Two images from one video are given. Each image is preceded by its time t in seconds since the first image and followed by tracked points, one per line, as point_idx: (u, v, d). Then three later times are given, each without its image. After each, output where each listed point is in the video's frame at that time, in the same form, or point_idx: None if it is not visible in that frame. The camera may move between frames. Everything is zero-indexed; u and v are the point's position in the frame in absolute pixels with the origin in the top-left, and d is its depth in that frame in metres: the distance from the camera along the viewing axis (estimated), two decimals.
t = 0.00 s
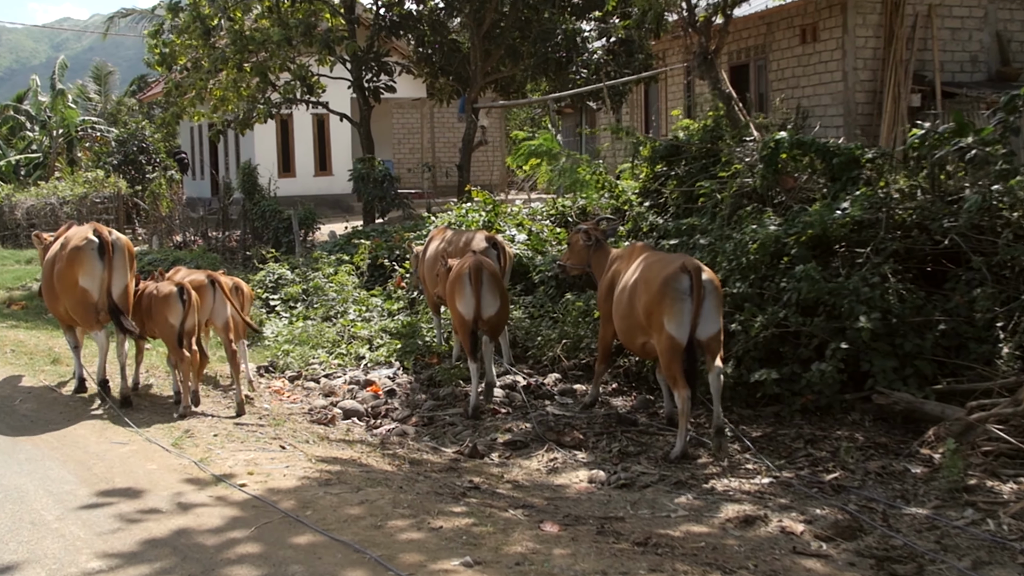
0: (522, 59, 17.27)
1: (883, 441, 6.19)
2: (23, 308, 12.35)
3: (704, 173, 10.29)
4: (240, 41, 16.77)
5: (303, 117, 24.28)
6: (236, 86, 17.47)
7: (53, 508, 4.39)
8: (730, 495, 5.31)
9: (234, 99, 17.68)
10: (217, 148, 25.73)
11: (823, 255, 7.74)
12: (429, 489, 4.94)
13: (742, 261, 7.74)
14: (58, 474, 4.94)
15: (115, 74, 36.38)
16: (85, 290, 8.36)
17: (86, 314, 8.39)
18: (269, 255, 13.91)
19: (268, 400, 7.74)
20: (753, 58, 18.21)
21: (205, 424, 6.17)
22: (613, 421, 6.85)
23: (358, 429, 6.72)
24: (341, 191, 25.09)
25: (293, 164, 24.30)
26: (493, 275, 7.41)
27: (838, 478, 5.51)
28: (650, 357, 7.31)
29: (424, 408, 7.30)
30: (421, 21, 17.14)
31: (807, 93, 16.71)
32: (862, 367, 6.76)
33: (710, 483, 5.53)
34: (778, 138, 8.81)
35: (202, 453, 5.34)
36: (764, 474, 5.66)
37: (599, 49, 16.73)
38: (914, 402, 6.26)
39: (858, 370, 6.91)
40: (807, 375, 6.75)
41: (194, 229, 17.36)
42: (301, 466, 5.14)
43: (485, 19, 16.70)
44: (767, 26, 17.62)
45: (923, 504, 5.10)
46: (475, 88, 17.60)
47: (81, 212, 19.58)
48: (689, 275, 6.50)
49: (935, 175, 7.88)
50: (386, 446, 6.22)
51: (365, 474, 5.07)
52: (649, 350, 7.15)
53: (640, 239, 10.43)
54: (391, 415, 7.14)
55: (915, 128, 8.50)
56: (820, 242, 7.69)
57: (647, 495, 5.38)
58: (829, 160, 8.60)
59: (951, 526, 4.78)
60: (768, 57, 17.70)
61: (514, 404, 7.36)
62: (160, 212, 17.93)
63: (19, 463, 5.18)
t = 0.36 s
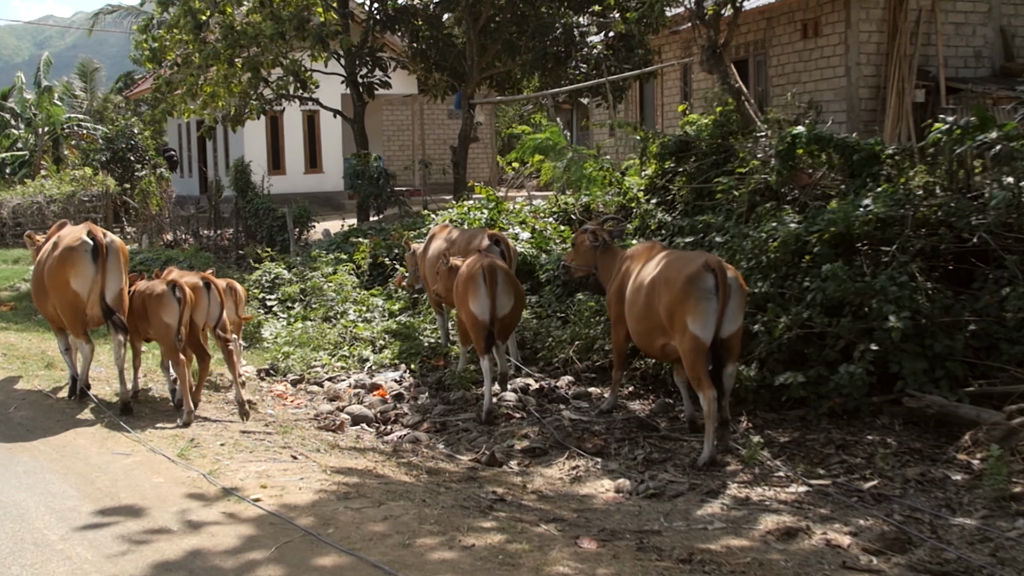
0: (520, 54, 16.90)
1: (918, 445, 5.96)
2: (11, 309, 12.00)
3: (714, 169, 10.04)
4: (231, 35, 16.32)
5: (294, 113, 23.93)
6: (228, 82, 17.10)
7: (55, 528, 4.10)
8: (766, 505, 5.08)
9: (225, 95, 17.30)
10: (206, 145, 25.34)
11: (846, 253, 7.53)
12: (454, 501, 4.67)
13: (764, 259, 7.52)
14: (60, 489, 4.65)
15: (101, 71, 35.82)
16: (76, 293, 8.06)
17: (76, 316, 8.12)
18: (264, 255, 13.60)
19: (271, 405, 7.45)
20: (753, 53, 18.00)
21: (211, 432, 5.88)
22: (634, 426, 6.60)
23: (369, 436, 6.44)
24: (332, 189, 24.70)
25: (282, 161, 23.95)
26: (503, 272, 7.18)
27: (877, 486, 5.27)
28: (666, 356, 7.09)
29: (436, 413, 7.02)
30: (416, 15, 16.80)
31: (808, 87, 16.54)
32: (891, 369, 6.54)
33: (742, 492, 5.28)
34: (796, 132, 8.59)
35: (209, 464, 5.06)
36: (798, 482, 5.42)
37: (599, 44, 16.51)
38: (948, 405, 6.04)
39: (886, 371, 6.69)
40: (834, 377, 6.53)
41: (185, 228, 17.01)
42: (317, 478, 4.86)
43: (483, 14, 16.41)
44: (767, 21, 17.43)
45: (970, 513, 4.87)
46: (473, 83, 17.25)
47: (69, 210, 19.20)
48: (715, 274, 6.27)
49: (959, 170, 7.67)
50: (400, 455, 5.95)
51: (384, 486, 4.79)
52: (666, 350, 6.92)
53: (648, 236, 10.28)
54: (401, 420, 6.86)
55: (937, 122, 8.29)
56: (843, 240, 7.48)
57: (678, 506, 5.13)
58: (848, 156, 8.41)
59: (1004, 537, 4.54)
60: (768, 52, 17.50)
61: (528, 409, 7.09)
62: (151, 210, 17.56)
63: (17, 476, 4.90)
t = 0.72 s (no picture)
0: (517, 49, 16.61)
1: (956, 451, 5.75)
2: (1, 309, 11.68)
3: (726, 165, 9.70)
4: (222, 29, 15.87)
5: (284, 109, 23.58)
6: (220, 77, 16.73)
7: (61, 548, 3.83)
8: (807, 516, 4.85)
9: (217, 90, 16.90)
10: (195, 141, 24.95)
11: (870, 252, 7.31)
12: (484, 515, 4.40)
13: (787, 258, 7.31)
14: (63, 504, 4.38)
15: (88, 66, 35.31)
16: (72, 300, 7.77)
17: (73, 322, 7.84)
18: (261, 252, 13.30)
19: (275, 409, 7.16)
20: (752, 48, 17.78)
21: (219, 440, 5.60)
22: (657, 431, 6.37)
23: (382, 442, 6.17)
24: (324, 185, 24.33)
25: (273, 157, 23.60)
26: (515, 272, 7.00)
27: (921, 496, 5.06)
28: (683, 357, 6.94)
29: (449, 417, 6.75)
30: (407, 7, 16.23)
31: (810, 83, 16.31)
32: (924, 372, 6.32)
33: (781, 502, 5.05)
34: (815, 126, 8.38)
35: (221, 475, 4.79)
36: (837, 492, 5.21)
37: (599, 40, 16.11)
38: (986, 409, 5.82)
39: (917, 374, 6.47)
40: (866, 380, 6.31)
41: (177, 225, 16.68)
42: (336, 490, 4.58)
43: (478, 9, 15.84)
44: (767, 16, 17.25)
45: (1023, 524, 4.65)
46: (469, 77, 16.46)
47: (56, 207, 18.83)
48: (743, 274, 6.13)
49: (986, 166, 7.45)
50: (417, 462, 5.69)
51: (408, 498, 4.52)
52: (685, 351, 6.76)
53: (656, 234, 9.94)
54: (414, 425, 6.57)
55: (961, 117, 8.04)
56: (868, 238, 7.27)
57: (714, 517, 4.90)
58: (869, 151, 8.19)
59: None
60: (767, 47, 17.31)
61: (546, 413, 6.84)
62: (141, 206, 17.20)
63: (17, 491, 4.62)
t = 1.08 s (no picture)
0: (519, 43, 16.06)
1: (998, 459, 5.56)
2: None
3: (742, 161, 9.48)
4: (217, 21, 15.35)
5: (278, 104, 23.21)
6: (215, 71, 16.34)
7: (74, 570, 3.57)
8: (855, 530, 4.64)
9: (211, 84, 16.45)
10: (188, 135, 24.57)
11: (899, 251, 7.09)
12: (520, 530, 4.15)
13: (813, 257, 7.08)
14: (72, 521, 4.11)
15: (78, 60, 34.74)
16: (69, 294, 7.47)
17: (71, 319, 7.54)
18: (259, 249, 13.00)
19: (284, 413, 6.89)
20: (756, 43, 17.52)
21: (231, 448, 5.33)
22: (685, 437, 6.15)
23: (400, 449, 5.92)
24: (318, 180, 23.98)
25: (266, 153, 23.22)
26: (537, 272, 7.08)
27: (970, 508, 4.86)
28: (703, 357, 6.72)
29: (468, 421, 6.50)
30: None
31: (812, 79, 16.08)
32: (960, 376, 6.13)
33: (824, 514, 4.84)
34: (837, 120, 8.13)
35: (237, 488, 4.53)
36: (882, 503, 5.01)
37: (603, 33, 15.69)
38: None
39: (952, 378, 6.27)
40: (900, 384, 6.12)
41: (172, 221, 16.36)
42: (362, 502, 4.33)
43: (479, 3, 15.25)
44: (769, 10, 17.01)
45: None
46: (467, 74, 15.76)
47: (47, 202, 18.50)
48: (777, 277, 5.93)
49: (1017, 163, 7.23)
50: (440, 471, 5.44)
51: (439, 511, 4.27)
52: (707, 352, 6.55)
53: (667, 231, 9.63)
54: (431, 430, 6.31)
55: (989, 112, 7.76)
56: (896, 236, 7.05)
57: (756, 530, 4.68)
58: (892, 147, 7.95)
59: None
60: (770, 43, 17.11)
61: (566, 417, 6.61)
62: (134, 202, 16.84)
63: (20, 505, 4.35)
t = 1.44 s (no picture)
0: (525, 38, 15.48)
1: None
2: None
3: (761, 158, 9.04)
4: (219, 13, 15.03)
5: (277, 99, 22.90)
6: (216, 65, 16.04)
7: None
8: (910, 546, 4.45)
9: (210, 79, 16.16)
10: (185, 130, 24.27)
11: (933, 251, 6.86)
12: (566, 547, 3.92)
13: (845, 257, 6.85)
14: (89, 538, 3.87)
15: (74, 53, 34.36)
16: (74, 287, 7.22)
17: (74, 313, 7.26)
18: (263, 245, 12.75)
19: (298, 417, 6.66)
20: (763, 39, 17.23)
21: (251, 456, 5.09)
22: (719, 444, 5.94)
23: (424, 456, 5.69)
24: (317, 176, 23.67)
25: (265, 148, 22.92)
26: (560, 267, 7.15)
27: None
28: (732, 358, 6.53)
29: (493, 426, 6.27)
30: None
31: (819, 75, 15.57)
32: (1003, 381, 5.93)
33: (875, 527, 4.65)
34: (865, 116, 7.86)
35: (262, 500, 4.29)
36: (933, 516, 4.83)
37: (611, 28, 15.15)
38: None
39: (993, 383, 6.08)
40: (940, 390, 5.92)
41: (172, 217, 16.10)
42: (397, 517, 4.10)
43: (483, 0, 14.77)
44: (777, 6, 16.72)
45: None
46: (472, 69, 15.42)
47: (43, 197, 18.23)
48: (817, 280, 5.74)
49: None
50: (468, 481, 5.21)
51: (478, 527, 4.05)
52: (738, 355, 6.35)
53: (685, 230, 9.41)
54: (454, 436, 6.07)
55: None
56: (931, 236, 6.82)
57: (807, 545, 4.48)
58: (921, 143, 7.63)
59: None
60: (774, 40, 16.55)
61: (594, 422, 6.40)
62: (132, 197, 16.57)
63: (32, 520, 4.11)
